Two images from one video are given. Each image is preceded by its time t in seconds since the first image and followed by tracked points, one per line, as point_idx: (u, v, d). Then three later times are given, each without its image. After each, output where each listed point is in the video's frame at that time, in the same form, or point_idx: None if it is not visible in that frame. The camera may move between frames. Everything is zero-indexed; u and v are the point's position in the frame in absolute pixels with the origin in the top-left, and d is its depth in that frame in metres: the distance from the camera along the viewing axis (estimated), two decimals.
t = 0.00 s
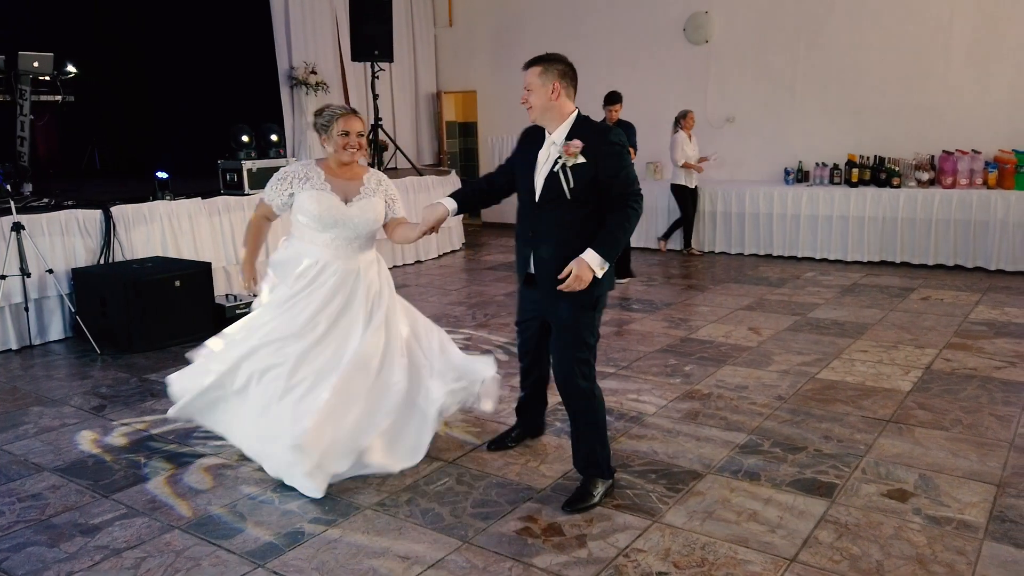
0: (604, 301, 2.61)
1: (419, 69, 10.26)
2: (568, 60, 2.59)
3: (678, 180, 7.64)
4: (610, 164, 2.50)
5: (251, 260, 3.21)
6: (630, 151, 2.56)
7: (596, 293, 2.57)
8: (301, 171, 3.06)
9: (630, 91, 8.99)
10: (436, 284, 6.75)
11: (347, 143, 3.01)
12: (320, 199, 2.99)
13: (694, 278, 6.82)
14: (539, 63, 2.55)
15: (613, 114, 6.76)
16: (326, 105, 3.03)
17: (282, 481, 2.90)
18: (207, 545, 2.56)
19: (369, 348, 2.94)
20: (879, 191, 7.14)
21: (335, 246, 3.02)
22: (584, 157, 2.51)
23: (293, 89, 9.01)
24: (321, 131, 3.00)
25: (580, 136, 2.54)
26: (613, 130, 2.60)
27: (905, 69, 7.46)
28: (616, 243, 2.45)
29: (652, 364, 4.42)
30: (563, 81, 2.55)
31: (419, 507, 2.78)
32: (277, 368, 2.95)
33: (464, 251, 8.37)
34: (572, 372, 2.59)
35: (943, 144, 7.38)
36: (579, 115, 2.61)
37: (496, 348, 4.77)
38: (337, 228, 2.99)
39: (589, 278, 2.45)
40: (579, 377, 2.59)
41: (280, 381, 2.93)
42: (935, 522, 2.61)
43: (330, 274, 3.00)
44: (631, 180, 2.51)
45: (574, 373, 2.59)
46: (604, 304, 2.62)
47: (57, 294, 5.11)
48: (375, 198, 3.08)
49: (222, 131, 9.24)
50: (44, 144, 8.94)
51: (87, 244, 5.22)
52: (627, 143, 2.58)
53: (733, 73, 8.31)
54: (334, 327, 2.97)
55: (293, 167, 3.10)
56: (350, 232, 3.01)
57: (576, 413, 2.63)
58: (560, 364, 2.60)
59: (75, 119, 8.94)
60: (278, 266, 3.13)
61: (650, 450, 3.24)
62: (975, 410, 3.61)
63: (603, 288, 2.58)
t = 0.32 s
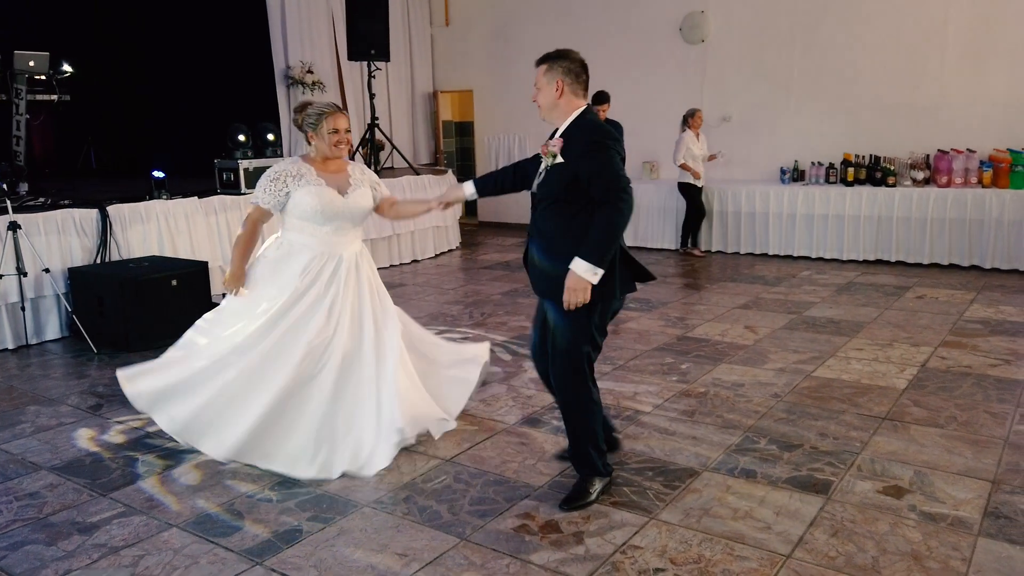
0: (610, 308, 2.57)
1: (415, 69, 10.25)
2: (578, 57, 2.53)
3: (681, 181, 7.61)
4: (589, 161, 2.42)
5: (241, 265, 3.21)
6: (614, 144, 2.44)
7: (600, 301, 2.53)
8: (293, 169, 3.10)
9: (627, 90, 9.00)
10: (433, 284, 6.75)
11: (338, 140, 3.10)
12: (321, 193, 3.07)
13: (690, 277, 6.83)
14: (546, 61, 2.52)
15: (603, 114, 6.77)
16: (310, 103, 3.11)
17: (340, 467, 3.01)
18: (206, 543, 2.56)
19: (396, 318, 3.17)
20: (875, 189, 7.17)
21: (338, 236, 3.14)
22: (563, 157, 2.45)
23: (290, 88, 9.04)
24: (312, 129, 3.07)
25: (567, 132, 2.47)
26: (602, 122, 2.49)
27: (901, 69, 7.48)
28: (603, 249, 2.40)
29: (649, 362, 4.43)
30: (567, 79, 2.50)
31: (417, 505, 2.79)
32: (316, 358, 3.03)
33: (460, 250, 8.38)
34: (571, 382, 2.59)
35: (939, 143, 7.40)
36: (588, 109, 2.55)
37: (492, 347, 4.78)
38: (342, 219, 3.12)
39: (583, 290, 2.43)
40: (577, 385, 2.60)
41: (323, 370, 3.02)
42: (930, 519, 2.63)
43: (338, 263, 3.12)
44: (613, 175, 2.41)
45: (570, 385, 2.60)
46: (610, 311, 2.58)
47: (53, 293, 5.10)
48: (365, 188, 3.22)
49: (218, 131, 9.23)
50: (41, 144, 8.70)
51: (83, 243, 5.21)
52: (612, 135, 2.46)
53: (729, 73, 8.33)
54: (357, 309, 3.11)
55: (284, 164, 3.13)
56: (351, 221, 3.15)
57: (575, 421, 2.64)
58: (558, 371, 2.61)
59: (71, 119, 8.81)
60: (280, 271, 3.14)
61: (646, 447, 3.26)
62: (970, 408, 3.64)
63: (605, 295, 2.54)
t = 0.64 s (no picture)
0: (607, 306, 2.46)
1: (412, 69, 10.25)
2: (588, 46, 2.40)
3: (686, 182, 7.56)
4: (576, 152, 2.30)
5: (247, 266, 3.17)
6: (605, 136, 2.30)
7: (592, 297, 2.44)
8: (280, 171, 3.12)
9: (624, 90, 9.02)
10: (430, 283, 6.75)
11: (324, 139, 3.09)
12: (308, 195, 3.11)
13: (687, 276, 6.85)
14: (555, 50, 2.40)
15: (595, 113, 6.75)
16: (297, 104, 3.11)
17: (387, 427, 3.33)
18: (204, 541, 2.57)
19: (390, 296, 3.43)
20: (870, 189, 7.18)
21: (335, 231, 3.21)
22: (557, 148, 2.34)
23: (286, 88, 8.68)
24: (298, 130, 3.07)
25: (564, 123, 2.35)
26: (598, 113, 2.35)
27: (897, 69, 7.51)
28: (580, 240, 2.29)
29: (646, 361, 4.44)
30: (573, 68, 2.36)
31: (414, 503, 2.80)
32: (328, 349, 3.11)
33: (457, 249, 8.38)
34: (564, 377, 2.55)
35: (935, 143, 7.43)
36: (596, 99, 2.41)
37: (490, 346, 4.79)
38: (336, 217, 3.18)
39: (546, 275, 2.33)
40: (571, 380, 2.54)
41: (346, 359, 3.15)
42: (926, 515, 2.64)
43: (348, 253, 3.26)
44: (601, 167, 2.29)
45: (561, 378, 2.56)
46: (609, 309, 2.47)
47: (51, 293, 5.10)
48: (352, 185, 3.22)
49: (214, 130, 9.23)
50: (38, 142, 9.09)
51: (80, 243, 5.21)
52: (604, 126, 2.32)
53: (726, 72, 8.35)
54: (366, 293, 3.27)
55: (272, 167, 3.14)
56: (342, 218, 3.21)
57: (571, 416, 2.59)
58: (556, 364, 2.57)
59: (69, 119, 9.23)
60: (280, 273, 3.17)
61: (643, 445, 3.27)
62: (966, 405, 3.65)
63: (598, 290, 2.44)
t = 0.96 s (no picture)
0: (608, 307, 2.46)
1: (415, 69, 10.27)
2: (595, 49, 2.39)
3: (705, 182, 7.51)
4: (583, 154, 2.30)
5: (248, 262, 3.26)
6: (610, 139, 2.30)
7: (596, 296, 2.44)
8: (275, 173, 3.26)
9: (626, 90, 9.04)
10: (433, 282, 6.77)
11: (323, 140, 3.19)
12: (298, 197, 3.21)
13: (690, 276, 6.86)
14: (562, 50, 2.40)
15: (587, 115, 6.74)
16: (296, 106, 3.21)
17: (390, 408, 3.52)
18: (209, 538, 2.58)
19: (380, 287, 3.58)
20: (873, 189, 7.18)
21: (330, 232, 3.33)
22: (565, 151, 2.35)
23: (290, 88, 8.72)
24: (298, 131, 3.18)
25: (572, 127, 2.35)
26: (606, 117, 2.34)
27: (900, 69, 7.50)
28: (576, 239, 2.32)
29: (649, 360, 4.45)
30: (577, 71, 2.37)
31: (418, 500, 2.81)
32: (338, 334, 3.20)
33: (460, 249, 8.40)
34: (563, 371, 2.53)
35: (938, 143, 7.42)
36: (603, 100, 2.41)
37: (493, 345, 4.80)
38: (330, 216, 3.28)
39: (531, 256, 2.36)
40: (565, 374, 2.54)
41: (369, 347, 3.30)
42: (928, 514, 2.65)
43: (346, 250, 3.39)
44: (609, 169, 2.29)
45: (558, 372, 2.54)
46: (611, 310, 2.46)
47: (55, 291, 5.12)
48: (344, 185, 3.30)
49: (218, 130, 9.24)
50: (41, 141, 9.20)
51: (85, 242, 5.23)
52: (611, 130, 2.32)
53: (728, 72, 8.36)
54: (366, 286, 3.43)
55: (270, 169, 3.29)
56: (331, 219, 3.30)
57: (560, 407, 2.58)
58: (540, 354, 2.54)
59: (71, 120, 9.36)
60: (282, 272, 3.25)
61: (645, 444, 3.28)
62: (969, 405, 3.65)
63: (603, 289, 2.44)
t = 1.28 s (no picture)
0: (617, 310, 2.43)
1: (430, 68, 10.30)
2: (597, 51, 2.41)
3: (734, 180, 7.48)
4: (594, 155, 2.30)
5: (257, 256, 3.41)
6: (622, 139, 2.31)
7: (603, 297, 2.41)
8: (292, 168, 3.37)
9: (640, 90, 9.03)
10: (447, 281, 6.79)
11: (341, 135, 3.28)
12: (312, 190, 3.31)
13: (705, 275, 6.84)
14: (564, 51, 2.42)
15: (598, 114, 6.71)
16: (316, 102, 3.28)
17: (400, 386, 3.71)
18: (225, 532, 2.61)
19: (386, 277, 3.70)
20: (890, 189, 7.13)
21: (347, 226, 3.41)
22: (574, 153, 2.34)
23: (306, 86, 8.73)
24: (315, 126, 3.26)
25: (578, 128, 2.35)
26: (616, 119, 2.34)
27: (917, 68, 7.44)
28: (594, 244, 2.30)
29: (663, 360, 4.44)
30: (579, 72, 2.38)
31: (432, 497, 2.83)
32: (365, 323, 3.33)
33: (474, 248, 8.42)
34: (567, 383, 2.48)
35: (955, 143, 7.35)
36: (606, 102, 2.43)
37: (508, 343, 4.81)
38: (345, 211, 3.36)
39: (554, 262, 2.34)
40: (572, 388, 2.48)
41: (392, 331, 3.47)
42: (944, 516, 2.63)
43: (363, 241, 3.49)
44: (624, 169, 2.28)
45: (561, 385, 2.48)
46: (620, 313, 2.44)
47: (75, 288, 5.18)
48: (361, 181, 3.35)
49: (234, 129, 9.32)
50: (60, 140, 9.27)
51: (104, 240, 5.29)
52: (623, 131, 2.32)
53: (743, 71, 8.33)
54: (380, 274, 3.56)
55: (286, 164, 3.39)
56: (349, 215, 3.39)
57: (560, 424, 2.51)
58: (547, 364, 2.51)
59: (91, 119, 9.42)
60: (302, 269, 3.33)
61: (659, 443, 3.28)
62: (986, 407, 3.62)
63: (613, 292, 2.41)
